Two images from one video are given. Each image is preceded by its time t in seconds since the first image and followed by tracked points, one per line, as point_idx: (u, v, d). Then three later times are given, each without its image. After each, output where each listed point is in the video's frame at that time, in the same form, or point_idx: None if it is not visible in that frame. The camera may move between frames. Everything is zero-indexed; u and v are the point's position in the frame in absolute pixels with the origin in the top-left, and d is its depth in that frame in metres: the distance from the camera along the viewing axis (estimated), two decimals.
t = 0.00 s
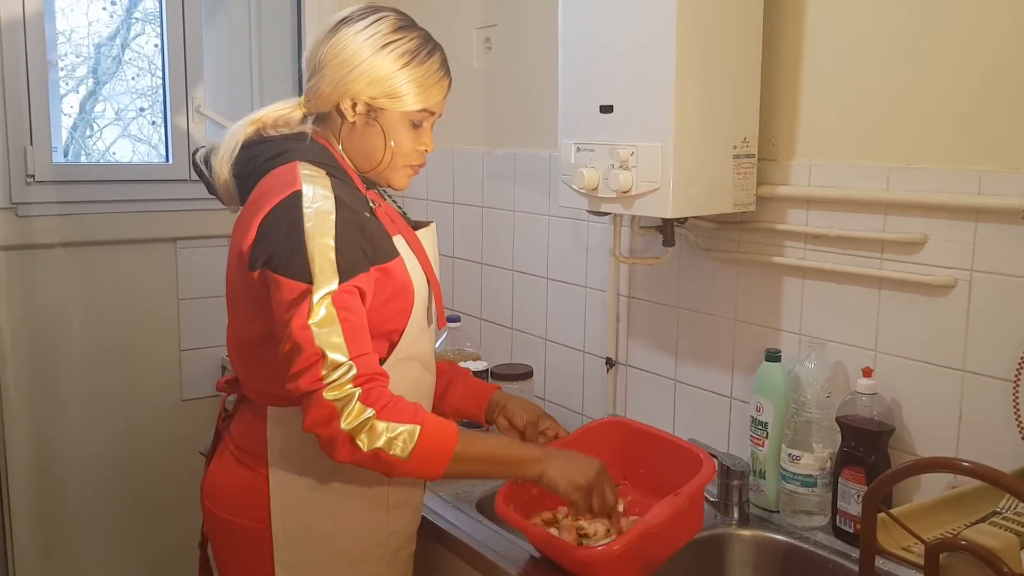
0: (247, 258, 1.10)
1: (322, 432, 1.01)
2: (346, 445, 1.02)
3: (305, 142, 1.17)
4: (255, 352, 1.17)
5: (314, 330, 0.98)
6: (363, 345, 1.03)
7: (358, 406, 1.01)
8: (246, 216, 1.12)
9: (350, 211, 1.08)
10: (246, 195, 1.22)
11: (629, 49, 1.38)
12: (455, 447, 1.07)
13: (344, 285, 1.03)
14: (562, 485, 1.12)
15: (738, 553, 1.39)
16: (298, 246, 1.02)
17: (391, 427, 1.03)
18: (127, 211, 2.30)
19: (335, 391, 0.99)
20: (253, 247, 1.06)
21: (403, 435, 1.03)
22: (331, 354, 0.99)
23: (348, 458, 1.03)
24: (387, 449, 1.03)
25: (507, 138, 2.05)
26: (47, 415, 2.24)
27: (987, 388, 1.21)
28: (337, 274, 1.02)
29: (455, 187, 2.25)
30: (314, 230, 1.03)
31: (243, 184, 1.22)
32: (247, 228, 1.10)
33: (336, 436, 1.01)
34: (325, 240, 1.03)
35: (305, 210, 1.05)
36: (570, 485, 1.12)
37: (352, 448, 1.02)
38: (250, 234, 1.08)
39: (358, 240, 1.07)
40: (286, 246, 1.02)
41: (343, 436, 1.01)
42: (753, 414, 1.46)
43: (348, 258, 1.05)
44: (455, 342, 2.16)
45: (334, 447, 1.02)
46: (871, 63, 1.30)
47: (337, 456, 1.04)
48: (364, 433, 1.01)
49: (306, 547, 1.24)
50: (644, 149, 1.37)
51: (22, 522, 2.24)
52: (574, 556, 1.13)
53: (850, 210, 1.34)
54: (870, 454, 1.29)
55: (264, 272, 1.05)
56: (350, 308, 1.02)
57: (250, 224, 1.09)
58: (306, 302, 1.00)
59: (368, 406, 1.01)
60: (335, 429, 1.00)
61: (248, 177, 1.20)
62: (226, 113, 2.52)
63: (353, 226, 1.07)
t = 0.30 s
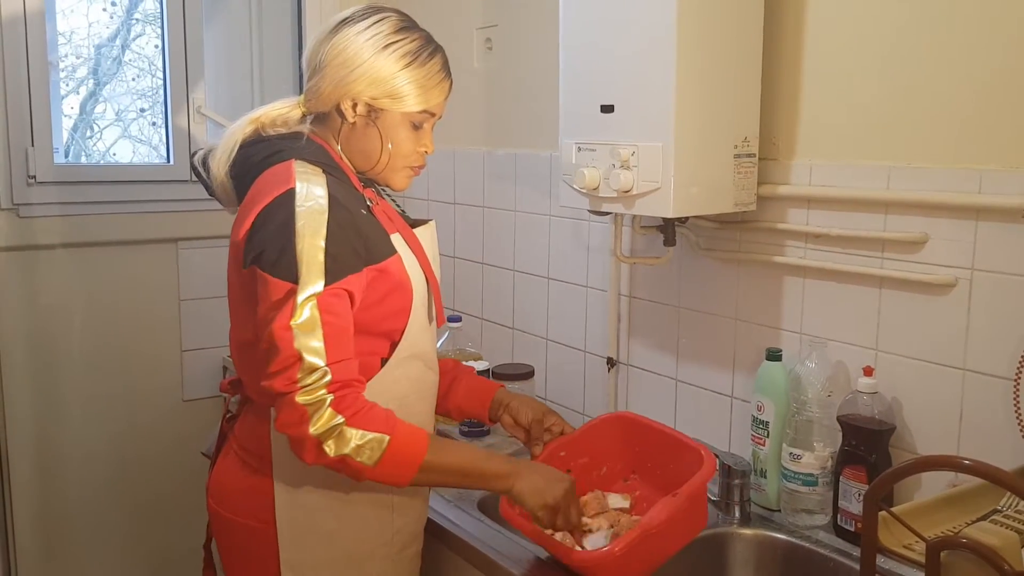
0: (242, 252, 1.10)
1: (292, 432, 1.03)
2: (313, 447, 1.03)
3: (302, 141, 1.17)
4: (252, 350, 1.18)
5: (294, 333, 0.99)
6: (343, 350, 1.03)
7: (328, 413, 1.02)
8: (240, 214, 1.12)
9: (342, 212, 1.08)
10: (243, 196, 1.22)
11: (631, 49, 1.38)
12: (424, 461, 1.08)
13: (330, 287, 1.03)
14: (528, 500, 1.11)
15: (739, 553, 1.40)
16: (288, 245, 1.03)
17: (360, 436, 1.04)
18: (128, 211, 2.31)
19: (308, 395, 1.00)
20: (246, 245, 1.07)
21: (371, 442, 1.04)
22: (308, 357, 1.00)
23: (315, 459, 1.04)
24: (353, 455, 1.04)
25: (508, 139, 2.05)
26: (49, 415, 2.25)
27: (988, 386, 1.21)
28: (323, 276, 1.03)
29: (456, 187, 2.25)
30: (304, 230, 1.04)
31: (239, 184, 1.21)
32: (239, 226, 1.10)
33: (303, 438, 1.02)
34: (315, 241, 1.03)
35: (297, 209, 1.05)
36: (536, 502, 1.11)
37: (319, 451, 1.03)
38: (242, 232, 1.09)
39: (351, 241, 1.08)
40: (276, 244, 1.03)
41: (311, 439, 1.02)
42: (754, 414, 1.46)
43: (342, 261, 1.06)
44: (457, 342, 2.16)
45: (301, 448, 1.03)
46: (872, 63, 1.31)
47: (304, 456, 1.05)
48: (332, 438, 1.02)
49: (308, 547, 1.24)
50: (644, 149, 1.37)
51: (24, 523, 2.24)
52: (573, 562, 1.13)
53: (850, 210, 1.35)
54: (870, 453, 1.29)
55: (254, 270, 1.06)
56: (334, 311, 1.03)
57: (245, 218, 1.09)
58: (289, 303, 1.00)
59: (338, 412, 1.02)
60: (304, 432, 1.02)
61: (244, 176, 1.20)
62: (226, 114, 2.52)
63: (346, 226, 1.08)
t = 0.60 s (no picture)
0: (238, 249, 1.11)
1: (272, 435, 1.04)
2: (292, 451, 1.05)
3: (303, 141, 1.17)
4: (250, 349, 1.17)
5: (281, 340, 1.00)
6: (328, 358, 1.04)
7: (308, 421, 1.03)
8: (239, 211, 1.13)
9: (340, 213, 1.09)
10: (243, 196, 1.22)
11: (631, 49, 1.38)
12: (397, 467, 1.10)
13: (321, 292, 1.03)
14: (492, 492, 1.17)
15: (739, 553, 1.40)
16: (284, 244, 1.03)
17: (339, 443, 1.05)
18: (128, 212, 2.31)
19: (289, 402, 1.01)
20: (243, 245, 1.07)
21: (350, 448, 1.06)
22: (293, 365, 1.01)
23: (293, 460, 1.06)
24: (331, 460, 1.06)
25: (507, 139, 2.05)
26: (49, 416, 2.25)
27: (987, 386, 1.21)
28: (315, 280, 1.03)
29: (456, 187, 2.26)
30: (299, 230, 1.04)
31: (239, 184, 1.22)
32: (238, 224, 1.11)
33: (283, 442, 1.04)
34: (311, 242, 1.04)
35: (293, 208, 1.05)
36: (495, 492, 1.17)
37: (297, 454, 1.05)
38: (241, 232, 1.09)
39: (345, 243, 1.08)
40: (274, 243, 1.03)
41: (291, 443, 1.04)
42: (755, 414, 1.46)
43: (336, 263, 1.06)
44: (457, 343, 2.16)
45: (281, 450, 1.05)
46: (871, 64, 1.31)
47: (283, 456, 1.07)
48: (311, 444, 1.04)
49: (308, 547, 1.24)
50: (644, 149, 1.37)
51: (24, 524, 2.24)
52: (585, 559, 1.13)
53: (850, 210, 1.35)
54: (870, 453, 1.29)
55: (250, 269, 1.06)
56: (324, 317, 1.03)
57: (244, 214, 1.10)
58: (280, 309, 1.01)
59: (319, 419, 1.04)
60: (284, 437, 1.03)
61: (244, 177, 1.20)
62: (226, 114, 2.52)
63: (343, 226, 1.08)
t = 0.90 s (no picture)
0: (241, 256, 1.11)
1: (277, 441, 1.04)
2: (297, 456, 1.05)
3: (307, 144, 1.17)
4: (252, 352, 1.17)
5: (287, 349, 1.00)
6: (334, 366, 1.03)
7: (314, 429, 1.03)
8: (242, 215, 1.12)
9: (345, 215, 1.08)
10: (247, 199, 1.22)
11: (631, 51, 1.38)
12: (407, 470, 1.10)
13: (329, 300, 1.03)
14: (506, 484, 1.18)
15: (740, 554, 1.40)
16: (292, 252, 1.02)
17: (343, 450, 1.05)
18: (128, 213, 2.30)
19: (295, 411, 1.01)
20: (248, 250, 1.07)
21: (355, 454, 1.06)
22: (299, 374, 1.00)
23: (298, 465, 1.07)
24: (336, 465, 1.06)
25: (507, 140, 2.05)
26: (48, 418, 2.24)
27: (987, 387, 1.21)
28: (324, 288, 1.02)
29: (456, 188, 2.26)
30: (307, 238, 1.04)
31: (243, 187, 1.21)
32: (242, 228, 1.10)
33: (289, 448, 1.04)
34: (319, 249, 1.03)
35: (301, 216, 1.05)
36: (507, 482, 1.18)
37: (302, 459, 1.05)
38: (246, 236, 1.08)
39: (348, 243, 1.08)
40: (281, 250, 1.02)
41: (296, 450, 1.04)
42: (756, 415, 1.46)
43: (341, 266, 1.05)
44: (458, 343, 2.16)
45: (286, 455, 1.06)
46: (872, 65, 1.31)
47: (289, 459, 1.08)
48: (316, 451, 1.04)
49: (308, 549, 1.24)
50: (645, 150, 1.37)
51: (23, 526, 2.24)
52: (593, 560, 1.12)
53: (850, 211, 1.35)
54: (871, 454, 1.29)
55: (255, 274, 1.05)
56: (332, 325, 1.03)
57: (245, 224, 1.09)
58: (287, 318, 1.00)
59: (325, 427, 1.04)
60: (289, 444, 1.03)
61: (248, 179, 1.20)
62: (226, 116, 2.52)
63: (350, 230, 1.08)
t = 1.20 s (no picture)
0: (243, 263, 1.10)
1: (329, 432, 1.02)
2: (354, 444, 1.03)
3: (307, 145, 1.17)
4: (252, 355, 1.17)
5: (318, 334, 1.00)
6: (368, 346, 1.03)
7: (365, 408, 1.02)
8: (243, 221, 1.12)
9: (348, 211, 1.08)
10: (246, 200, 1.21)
11: (631, 51, 1.38)
12: (463, 448, 1.07)
13: (344, 286, 1.03)
14: (568, 459, 1.14)
15: (740, 554, 1.40)
16: (296, 248, 1.03)
17: (398, 427, 1.03)
18: (127, 214, 2.30)
19: (340, 393, 1.01)
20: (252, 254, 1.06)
21: (410, 431, 1.04)
22: (335, 356, 1.00)
23: (356, 457, 1.04)
24: (395, 447, 1.03)
25: (507, 141, 2.05)
26: (48, 418, 2.24)
27: (988, 388, 1.21)
28: (337, 276, 1.03)
29: (456, 189, 2.25)
30: (312, 232, 1.04)
31: (242, 188, 1.21)
32: (243, 236, 1.09)
33: (344, 436, 1.02)
34: (324, 242, 1.03)
35: (302, 213, 1.05)
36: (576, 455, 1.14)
37: (359, 447, 1.03)
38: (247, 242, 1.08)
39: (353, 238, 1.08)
40: (284, 248, 1.03)
41: (351, 436, 1.02)
42: (755, 416, 1.46)
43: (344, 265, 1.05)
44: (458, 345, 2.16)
45: (341, 448, 1.03)
46: (872, 66, 1.31)
47: (345, 456, 1.05)
48: (372, 432, 1.02)
49: (307, 549, 1.24)
50: (645, 151, 1.37)
51: (22, 527, 2.23)
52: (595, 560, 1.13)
53: (851, 212, 1.35)
54: (872, 455, 1.29)
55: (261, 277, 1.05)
56: (352, 309, 1.03)
57: (244, 228, 1.09)
58: (308, 306, 1.00)
59: (374, 405, 1.02)
60: (343, 430, 1.02)
61: (246, 180, 1.19)
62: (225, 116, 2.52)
63: (352, 227, 1.08)
